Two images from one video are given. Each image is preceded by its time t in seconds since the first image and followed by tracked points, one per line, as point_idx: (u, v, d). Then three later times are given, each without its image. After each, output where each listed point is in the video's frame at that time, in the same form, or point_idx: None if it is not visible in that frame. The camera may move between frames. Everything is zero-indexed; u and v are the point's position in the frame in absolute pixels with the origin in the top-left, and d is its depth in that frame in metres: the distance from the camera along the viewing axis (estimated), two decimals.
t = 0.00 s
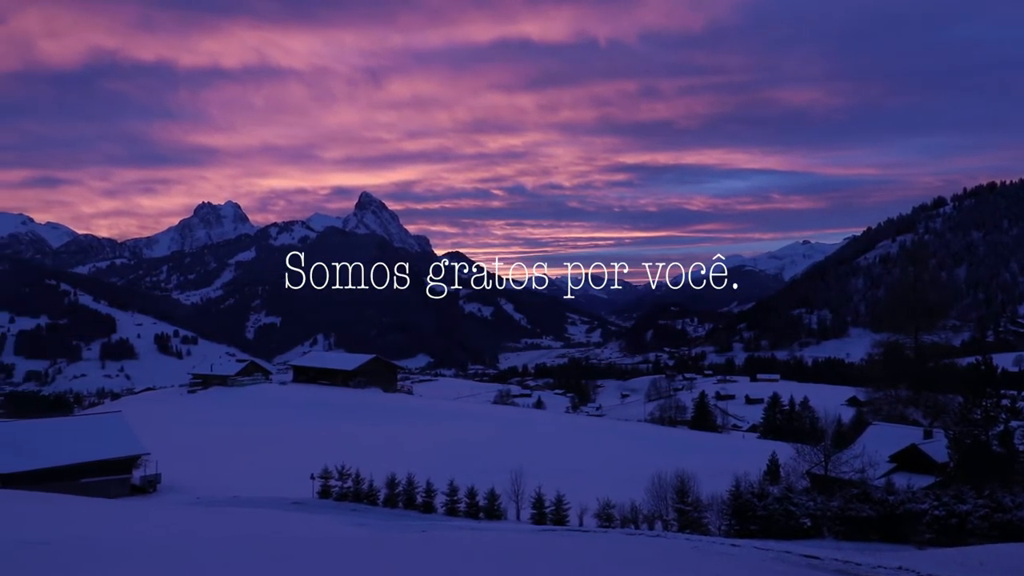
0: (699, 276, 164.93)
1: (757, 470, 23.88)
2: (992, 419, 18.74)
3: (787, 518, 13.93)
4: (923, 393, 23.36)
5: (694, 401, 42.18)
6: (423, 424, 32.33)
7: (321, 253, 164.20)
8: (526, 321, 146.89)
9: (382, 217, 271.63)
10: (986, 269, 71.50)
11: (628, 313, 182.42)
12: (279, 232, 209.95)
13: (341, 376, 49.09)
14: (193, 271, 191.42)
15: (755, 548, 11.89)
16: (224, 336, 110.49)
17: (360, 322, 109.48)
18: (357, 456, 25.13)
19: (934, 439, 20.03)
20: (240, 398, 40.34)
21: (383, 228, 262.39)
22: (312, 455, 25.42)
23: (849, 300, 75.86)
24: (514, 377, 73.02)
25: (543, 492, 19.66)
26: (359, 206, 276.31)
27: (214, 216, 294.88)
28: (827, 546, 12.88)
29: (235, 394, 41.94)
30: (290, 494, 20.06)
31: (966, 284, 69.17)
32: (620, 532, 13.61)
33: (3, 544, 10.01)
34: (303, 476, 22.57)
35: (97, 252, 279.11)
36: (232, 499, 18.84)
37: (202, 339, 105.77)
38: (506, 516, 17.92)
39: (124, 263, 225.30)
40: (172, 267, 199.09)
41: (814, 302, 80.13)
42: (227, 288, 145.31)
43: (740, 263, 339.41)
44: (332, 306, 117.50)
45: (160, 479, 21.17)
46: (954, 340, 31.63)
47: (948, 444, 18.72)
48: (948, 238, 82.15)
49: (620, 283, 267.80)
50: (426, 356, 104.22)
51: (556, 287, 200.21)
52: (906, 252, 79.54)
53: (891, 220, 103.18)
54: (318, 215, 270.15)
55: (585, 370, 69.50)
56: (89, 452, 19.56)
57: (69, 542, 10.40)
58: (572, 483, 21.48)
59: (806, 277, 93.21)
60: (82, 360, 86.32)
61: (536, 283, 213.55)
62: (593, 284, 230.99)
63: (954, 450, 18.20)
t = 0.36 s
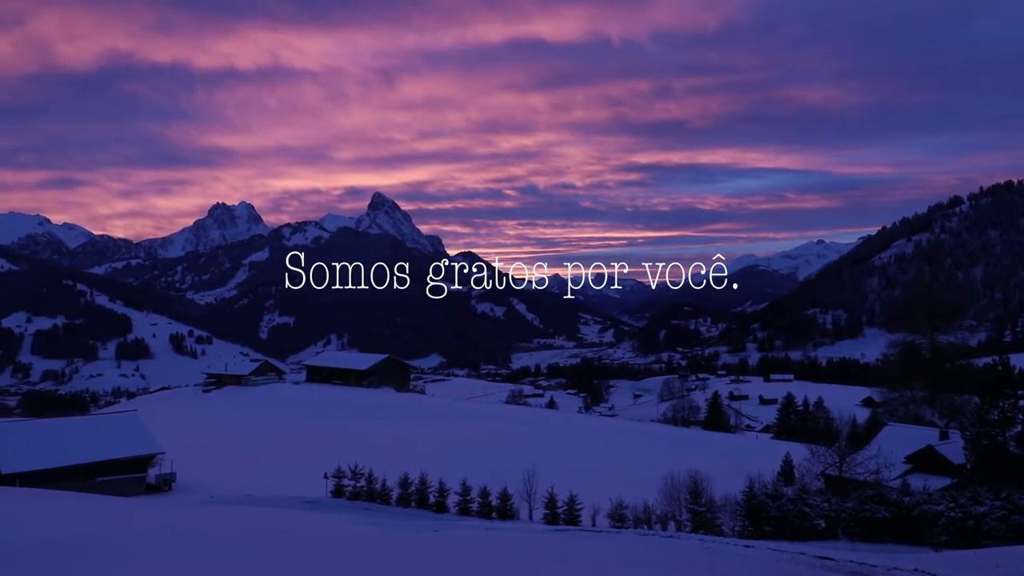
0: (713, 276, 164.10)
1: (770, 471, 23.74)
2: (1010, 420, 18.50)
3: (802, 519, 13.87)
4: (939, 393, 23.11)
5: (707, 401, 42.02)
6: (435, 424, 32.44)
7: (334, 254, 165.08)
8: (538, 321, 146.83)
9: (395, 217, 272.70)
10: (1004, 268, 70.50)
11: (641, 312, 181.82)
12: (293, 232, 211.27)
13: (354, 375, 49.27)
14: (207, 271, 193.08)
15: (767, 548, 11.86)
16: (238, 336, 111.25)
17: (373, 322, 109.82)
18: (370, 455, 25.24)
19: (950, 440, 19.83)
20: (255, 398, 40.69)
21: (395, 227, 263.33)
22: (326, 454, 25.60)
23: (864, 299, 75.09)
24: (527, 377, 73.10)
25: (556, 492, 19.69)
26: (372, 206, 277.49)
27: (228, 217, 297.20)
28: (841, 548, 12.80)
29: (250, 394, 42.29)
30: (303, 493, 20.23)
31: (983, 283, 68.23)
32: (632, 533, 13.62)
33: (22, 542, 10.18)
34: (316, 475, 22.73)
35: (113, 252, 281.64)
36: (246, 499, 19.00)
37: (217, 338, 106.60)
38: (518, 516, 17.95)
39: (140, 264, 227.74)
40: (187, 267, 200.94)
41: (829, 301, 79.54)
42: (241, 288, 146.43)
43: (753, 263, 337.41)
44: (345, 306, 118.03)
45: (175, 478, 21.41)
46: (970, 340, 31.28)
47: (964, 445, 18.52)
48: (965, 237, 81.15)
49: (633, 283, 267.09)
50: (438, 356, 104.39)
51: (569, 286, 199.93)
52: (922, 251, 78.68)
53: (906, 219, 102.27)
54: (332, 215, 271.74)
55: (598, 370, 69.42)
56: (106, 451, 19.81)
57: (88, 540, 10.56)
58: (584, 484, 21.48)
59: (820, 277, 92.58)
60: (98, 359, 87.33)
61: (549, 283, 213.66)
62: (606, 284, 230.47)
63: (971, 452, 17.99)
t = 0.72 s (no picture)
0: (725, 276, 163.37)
1: (785, 472, 23.61)
2: None
3: (815, 520, 13.80)
4: (955, 393, 22.86)
5: (720, 401, 41.89)
6: (447, 424, 32.55)
7: (347, 254, 165.86)
8: (550, 322, 146.77)
9: (408, 218, 273.63)
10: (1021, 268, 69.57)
11: (654, 313, 181.32)
12: (306, 233, 212.50)
13: (366, 375, 49.46)
14: (221, 271, 194.60)
15: (780, 550, 11.82)
16: (252, 336, 111.99)
17: (385, 322, 110.19)
18: (383, 455, 25.39)
19: (967, 441, 19.62)
20: (268, 397, 41.03)
21: (408, 228, 264.20)
22: (340, 453, 25.76)
23: (878, 299, 74.48)
24: (539, 376, 73.15)
25: (568, 492, 19.72)
26: (385, 206, 278.67)
27: (242, 217, 299.31)
28: (854, 549, 12.77)
29: (264, 393, 42.62)
30: (317, 492, 20.37)
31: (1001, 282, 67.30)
32: (646, 533, 13.61)
33: (41, 541, 10.33)
34: (330, 474, 22.87)
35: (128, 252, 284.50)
36: (260, 497, 19.16)
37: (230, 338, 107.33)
38: (531, 516, 17.96)
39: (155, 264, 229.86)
40: (201, 267, 202.62)
41: (843, 301, 79.03)
42: (255, 288, 147.45)
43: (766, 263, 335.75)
44: (358, 306, 118.63)
45: (190, 477, 21.59)
46: (987, 340, 30.92)
47: (981, 447, 18.35)
48: (981, 236, 80.24)
49: (645, 283, 266.45)
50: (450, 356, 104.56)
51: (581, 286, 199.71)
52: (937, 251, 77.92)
53: (920, 219, 101.42)
54: (344, 215, 273.21)
55: (610, 370, 69.32)
56: (120, 450, 20.01)
57: (104, 539, 10.69)
58: (597, 484, 21.46)
59: (835, 277, 92.05)
60: (113, 359, 88.25)
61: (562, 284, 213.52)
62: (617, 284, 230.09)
63: (988, 453, 17.81)
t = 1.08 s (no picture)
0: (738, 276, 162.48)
1: (799, 472, 23.54)
2: None
3: (830, 522, 13.74)
4: (970, 394, 22.68)
5: (733, 402, 41.72)
6: (459, 424, 32.64)
7: (359, 254, 166.54)
8: (562, 322, 146.67)
9: (420, 218, 274.42)
10: None
11: (666, 313, 180.61)
12: (319, 233, 213.63)
13: (379, 375, 49.67)
14: (235, 271, 196.15)
15: (794, 551, 11.79)
16: (265, 336, 112.65)
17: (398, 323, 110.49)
18: (396, 454, 25.51)
19: (983, 442, 19.46)
20: (281, 397, 41.30)
21: (420, 228, 264.98)
22: (353, 453, 25.92)
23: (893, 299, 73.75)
24: (551, 376, 73.19)
25: (580, 492, 19.76)
26: (397, 206, 279.61)
27: (255, 218, 301.34)
28: (869, 550, 12.71)
29: (277, 392, 42.93)
30: (330, 491, 20.52)
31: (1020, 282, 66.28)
32: (657, 534, 13.62)
33: (59, 539, 10.44)
34: (343, 474, 23.03)
35: (143, 253, 287.31)
36: (274, 497, 19.31)
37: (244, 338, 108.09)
38: (543, 516, 18.02)
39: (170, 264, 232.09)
40: (215, 267, 204.31)
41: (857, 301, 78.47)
42: (268, 288, 148.42)
43: (780, 262, 333.67)
44: (371, 306, 119.12)
45: (204, 476, 21.79)
46: (1003, 341, 30.58)
47: (998, 448, 18.21)
48: (998, 235, 79.25)
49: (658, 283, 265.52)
50: (462, 355, 104.77)
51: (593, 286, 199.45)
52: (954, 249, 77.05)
53: (936, 218, 100.40)
54: (357, 215, 274.58)
55: (623, 370, 69.24)
56: (135, 450, 20.24)
57: (121, 538, 10.84)
58: (609, 484, 21.47)
59: (849, 277, 91.37)
60: (128, 358, 89.15)
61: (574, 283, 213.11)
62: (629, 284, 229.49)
63: (1005, 454, 17.63)
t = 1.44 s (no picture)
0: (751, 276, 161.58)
1: (812, 473, 23.47)
2: None
3: (843, 523, 13.69)
4: (985, 394, 22.49)
5: (745, 402, 41.57)
6: (471, 423, 32.72)
7: (371, 254, 167.24)
8: (574, 322, 146.53)
9: (431, 218, 274.99)
10: None
11: (678, 313, 179.93)
12: (330, 233, 214.59)
13: (391, 375, 49.84)
14: (247, 271, 197.45)
15: (807, 552, 11.75)
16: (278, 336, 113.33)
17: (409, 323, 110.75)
18: (407, 454, 25.61)
19: (998, 443, 19.30)
20: (293, 396, 41.52)
21: (431, 228, 265.52)
22: (364, 453, 26.06)
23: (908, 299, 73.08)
24: (563, 376, 73.19)
25: (592, 492, 19.78)
26: (409, 207, 280.24)
27: (268, 219, 302.99)
28: (883, 552, 12.64)
29: (290, 392, 43.20)
30: (342, 491, 20.65)
31: None
32: (670, 534, 13.63)
33: (72, 538, 10.51)
34: (356, 473, 23.15)
35: (157, 254, 289.55)
36: (287, 496, 19.43)
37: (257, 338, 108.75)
38: (555, 516, 18.05)
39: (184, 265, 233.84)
40: (228, 267, 205.76)
41: (870, 301, 77.91)
42: (280, 288, 149.30)
43: (792, 262, 331.78)
44: (383, 305, 119.49)
45: (217, 476, 21.97)
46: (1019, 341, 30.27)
47: (1014, 449, 18.06)
48: (1014, 233, 78.32)
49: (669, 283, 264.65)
50: (473, 355, 104.95)
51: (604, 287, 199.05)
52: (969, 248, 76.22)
53: (951, 217, 99.41)
54: (369, 215, 275.42)
55: (635, 370, 69.12)
56: (149, 449, 20.42)
57: (135, 537, 10.95)
58: (621, 484, 21.48)
59: (862, 277, 90.74)
60: (143, 358, 89.96)
61: (585, 283, 212.27)
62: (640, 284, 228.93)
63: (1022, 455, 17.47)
